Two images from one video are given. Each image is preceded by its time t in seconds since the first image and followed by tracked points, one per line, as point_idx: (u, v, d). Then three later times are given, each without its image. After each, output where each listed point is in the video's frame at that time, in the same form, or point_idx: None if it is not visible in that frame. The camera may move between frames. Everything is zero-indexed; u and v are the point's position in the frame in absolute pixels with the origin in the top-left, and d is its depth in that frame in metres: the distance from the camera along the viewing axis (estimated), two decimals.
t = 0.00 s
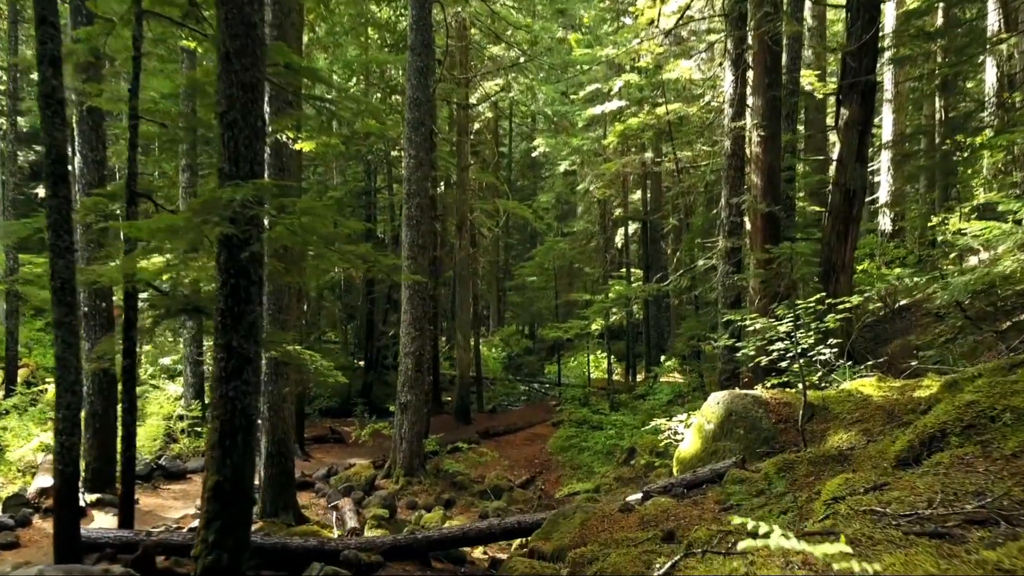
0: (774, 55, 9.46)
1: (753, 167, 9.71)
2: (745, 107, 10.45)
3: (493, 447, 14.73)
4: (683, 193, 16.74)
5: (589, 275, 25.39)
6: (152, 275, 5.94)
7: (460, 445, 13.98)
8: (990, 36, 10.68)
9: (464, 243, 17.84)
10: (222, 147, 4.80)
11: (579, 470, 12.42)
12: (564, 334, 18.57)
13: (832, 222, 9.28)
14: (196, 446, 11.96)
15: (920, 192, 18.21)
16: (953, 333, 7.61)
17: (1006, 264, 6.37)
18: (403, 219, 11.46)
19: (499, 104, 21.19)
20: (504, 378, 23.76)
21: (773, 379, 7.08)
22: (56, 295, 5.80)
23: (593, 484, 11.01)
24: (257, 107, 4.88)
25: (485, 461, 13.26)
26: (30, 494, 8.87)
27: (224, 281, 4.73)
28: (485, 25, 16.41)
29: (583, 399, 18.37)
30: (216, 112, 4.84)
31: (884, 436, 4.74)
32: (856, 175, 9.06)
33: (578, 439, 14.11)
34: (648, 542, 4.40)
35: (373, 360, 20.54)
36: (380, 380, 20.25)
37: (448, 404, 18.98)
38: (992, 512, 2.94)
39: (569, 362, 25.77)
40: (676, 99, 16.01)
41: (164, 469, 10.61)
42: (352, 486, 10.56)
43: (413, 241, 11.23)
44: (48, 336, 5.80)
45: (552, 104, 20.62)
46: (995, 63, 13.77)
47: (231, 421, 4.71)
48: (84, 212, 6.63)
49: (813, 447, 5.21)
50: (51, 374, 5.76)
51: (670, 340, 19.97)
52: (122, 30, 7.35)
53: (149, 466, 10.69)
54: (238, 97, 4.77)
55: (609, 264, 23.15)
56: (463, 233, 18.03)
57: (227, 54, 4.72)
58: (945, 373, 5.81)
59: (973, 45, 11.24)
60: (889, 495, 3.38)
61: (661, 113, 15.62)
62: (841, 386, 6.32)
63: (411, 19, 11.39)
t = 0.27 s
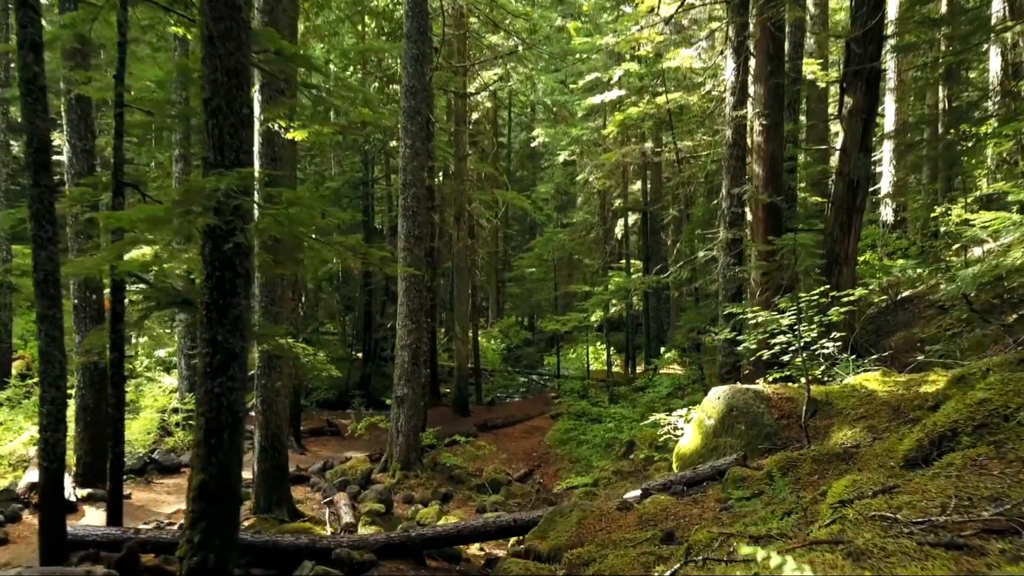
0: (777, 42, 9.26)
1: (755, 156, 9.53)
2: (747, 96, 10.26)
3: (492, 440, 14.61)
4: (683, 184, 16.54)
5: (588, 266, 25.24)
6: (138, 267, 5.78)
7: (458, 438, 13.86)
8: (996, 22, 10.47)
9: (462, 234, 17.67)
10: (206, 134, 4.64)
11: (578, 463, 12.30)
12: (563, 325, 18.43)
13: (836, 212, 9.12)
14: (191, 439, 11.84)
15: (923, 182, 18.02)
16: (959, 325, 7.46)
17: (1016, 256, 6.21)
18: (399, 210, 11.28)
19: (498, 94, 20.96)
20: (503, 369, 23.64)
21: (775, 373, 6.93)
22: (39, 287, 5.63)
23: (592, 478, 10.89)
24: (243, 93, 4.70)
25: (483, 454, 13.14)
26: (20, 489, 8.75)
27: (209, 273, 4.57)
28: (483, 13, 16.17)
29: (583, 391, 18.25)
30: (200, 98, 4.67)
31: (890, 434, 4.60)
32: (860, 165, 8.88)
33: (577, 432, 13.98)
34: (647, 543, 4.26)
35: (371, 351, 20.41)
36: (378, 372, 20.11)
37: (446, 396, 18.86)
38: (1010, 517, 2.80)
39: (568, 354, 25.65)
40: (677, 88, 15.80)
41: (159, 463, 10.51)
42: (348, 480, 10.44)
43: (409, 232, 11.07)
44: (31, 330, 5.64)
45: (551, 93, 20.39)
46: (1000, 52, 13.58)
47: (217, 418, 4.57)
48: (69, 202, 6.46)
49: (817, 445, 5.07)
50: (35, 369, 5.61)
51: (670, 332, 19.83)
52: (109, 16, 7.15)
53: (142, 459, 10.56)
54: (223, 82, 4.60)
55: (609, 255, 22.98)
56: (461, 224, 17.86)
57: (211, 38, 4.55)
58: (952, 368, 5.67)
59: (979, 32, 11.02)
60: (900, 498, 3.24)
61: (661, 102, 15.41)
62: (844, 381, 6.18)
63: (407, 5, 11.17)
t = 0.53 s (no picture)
0: (779, 29, 9.06)
1: (757, 145, 9.36)
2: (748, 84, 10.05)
3: (490, 433, 14.49)
4: (683, 174, 16.36)
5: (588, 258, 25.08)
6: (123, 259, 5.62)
7: (456, 431, 13.74)
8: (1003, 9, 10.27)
9: (460, 225, 17.50)
10: (189, 122, 4.46)
11: (576, 456, 12.19)
12: (562, 317, 18.28)
13: (838, 203, 8.95)
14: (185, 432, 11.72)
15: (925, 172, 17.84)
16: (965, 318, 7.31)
17: None
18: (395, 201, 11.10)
19: (496, 83, 20.75)
20: (502, 361, 23.52)
21: (777, 367, 6.78)
22: (21, 280, 5.47)
23: (591, 472, 10.77)
24: (227, 79, 4.53)
25: (481, 447, 13.02)
26: (9, 484, 8.62)
27: (193, 266, 4.42)
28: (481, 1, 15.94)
29: (582, 383, 18.13)
30: (182, 83, 4.50)
31: (897, 432, 4.46)
32: (864, 154, 8.71)
33: (576, 425, 13.86)
34: (645, 546, 4.12)
35: (369, 343, 20.27)
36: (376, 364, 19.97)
37: (444, 388, 18.74)
38: None
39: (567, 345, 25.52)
40: (677, 77, 15.60)
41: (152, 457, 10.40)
42: (343, 475, 10.32)
43: (405, 224, 10.90)
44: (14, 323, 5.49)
45: (550, 82, 20.18)
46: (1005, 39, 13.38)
47: (202, 416, 4.42)
48: (54, 193, 6.29)
49: (821, 443, 4.93)
50: (17, 364, 5.46)
51: (669, 324, 19.69)
52: None
53: (135, 454, 10.44)
54: (206, 67, 4.43)
55: (608, 246, 22.82)
56: (459, 216, 17.69)
57: (193, 21, 4.38)
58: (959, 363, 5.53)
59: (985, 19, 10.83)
60: (911, 504, 3.10)
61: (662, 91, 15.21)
62: (848, 376, 6.03)
63: None
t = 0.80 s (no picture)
0: (782, 13, 8.82)
1: (759, 133, 9.15)
2: (750, 70, 9.81)
3: (487, 424, 14.34)
4: (684, 163, 16.14)
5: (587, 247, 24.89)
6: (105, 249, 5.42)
7: (453, 423, 13.59)
8: None
9: (458, 215, 17.29)
10: (168, 108, 4.26)
11: (574, 449, 12.04)
12: (561, 308, 18.12)
13: (842, 193, 8.76)
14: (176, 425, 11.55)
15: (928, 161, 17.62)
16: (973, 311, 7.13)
17: None
18: (390, 190, 10.89)
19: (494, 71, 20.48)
20: (500, 352, 23.37)
21: (779, 361, 6.61)
22: None
23: (588, 465, 10.63)
24: (207, 62, 4.32)
25: (478, 440, 12.88)
26: None
27: (173, 259, 4.23)
28: None
29: (581, 374, 17.98)
30: (161, 67, 4.29)
31: (906, 431, 4.30)
32: (869, 143, 8.51)
33: (574, 417, 13.71)
34: (644, 549, 3.97)
35: (366, 334, 20.10)
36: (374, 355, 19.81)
37: (442, 380, 18.59)
38: None
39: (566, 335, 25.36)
40: (678, 64, 15.36)
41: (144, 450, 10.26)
42: (338, 468, 10.17)
43: (400, 214, 10.70)
44: None
45: (549, 70, 19.91)
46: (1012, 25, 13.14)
47: (182, 414, 4.25)
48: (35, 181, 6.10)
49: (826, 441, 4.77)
50: None
51: (669, 314, 19.51)
52: None
53: (126, 447, 10.28)
54: (185, 50, 4.22)
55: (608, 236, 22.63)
56: (457, 205, 17.48)
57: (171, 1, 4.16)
58: (968, 358, 5.37)
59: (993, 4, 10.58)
60: (927, 513, 2.93)
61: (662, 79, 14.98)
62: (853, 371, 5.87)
63: None
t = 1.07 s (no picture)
0: None
1: (761, 122, 8.98)
2: (752, 58, 9.63)
3: (485, 418, 14.21)
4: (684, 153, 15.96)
5: (587, 238, 24.71)
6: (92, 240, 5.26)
7: (450, 416, 13.47)
8: None
9: (456, 206, 17.12)
10: (147, 95, 4.09)
11: (573, 443, 11.92)
12: (560, 300, 17.96)
13: (846, 183, 8.59)
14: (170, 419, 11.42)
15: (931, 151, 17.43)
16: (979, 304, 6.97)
17: None
18: (385, 180, 10.71)
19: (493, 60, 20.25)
20: (499, 343, 23.24)
21: (781, 356, 6.46)
22: None
23: (587, 459, 10.51)
24: (189, 47, 4.15)
25: (476, 433, 12.76)
26: None
27: (154, 252, 4.08)
28: None
29: (580, 366, 17.85)
30: (141, 52, 4.13)
31: (914, 429, 4.17)
32: (872, 132, 8.35)
33: (572, 410, 13.58)
34: (642, 553, 3.83)
35: (364, 326, 19.96)
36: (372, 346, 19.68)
37: (441, 372, 18.46)
38: None
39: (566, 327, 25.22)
40: (678, 53, 15.15)
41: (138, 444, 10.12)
42: (333, 462, 10.05)
43: (395, 205, 10.52)
44: None
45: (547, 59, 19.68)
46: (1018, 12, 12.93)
47: (165, 413, 4.11)
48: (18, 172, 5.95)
49: (831, 439, 4.64)
50: None
51: (669, 306, 19.36)
52: None
53: (119, 441, 10.16)
54: (165, 35, 4.05)
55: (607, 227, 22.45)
56: (455, 196, 17.30)
57: None
58: (976, 353, 5.22)
59: None
60: (942, 523, 2.80)
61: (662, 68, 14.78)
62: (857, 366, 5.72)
63: None
